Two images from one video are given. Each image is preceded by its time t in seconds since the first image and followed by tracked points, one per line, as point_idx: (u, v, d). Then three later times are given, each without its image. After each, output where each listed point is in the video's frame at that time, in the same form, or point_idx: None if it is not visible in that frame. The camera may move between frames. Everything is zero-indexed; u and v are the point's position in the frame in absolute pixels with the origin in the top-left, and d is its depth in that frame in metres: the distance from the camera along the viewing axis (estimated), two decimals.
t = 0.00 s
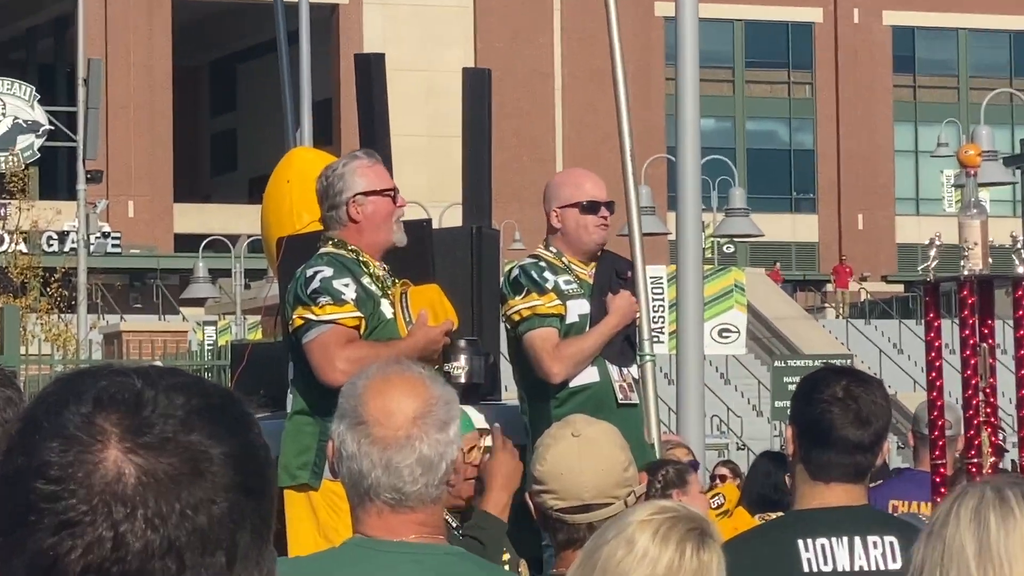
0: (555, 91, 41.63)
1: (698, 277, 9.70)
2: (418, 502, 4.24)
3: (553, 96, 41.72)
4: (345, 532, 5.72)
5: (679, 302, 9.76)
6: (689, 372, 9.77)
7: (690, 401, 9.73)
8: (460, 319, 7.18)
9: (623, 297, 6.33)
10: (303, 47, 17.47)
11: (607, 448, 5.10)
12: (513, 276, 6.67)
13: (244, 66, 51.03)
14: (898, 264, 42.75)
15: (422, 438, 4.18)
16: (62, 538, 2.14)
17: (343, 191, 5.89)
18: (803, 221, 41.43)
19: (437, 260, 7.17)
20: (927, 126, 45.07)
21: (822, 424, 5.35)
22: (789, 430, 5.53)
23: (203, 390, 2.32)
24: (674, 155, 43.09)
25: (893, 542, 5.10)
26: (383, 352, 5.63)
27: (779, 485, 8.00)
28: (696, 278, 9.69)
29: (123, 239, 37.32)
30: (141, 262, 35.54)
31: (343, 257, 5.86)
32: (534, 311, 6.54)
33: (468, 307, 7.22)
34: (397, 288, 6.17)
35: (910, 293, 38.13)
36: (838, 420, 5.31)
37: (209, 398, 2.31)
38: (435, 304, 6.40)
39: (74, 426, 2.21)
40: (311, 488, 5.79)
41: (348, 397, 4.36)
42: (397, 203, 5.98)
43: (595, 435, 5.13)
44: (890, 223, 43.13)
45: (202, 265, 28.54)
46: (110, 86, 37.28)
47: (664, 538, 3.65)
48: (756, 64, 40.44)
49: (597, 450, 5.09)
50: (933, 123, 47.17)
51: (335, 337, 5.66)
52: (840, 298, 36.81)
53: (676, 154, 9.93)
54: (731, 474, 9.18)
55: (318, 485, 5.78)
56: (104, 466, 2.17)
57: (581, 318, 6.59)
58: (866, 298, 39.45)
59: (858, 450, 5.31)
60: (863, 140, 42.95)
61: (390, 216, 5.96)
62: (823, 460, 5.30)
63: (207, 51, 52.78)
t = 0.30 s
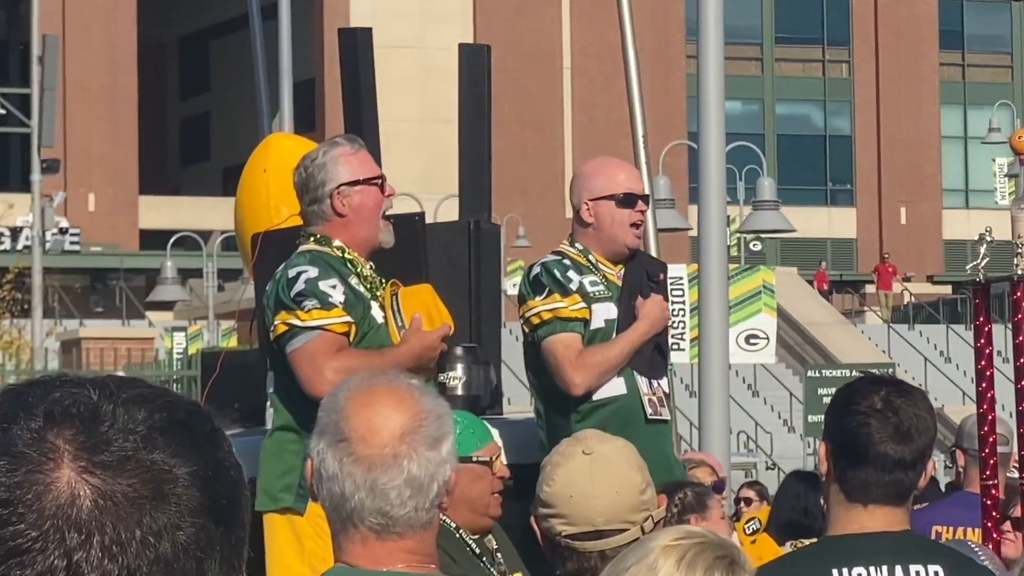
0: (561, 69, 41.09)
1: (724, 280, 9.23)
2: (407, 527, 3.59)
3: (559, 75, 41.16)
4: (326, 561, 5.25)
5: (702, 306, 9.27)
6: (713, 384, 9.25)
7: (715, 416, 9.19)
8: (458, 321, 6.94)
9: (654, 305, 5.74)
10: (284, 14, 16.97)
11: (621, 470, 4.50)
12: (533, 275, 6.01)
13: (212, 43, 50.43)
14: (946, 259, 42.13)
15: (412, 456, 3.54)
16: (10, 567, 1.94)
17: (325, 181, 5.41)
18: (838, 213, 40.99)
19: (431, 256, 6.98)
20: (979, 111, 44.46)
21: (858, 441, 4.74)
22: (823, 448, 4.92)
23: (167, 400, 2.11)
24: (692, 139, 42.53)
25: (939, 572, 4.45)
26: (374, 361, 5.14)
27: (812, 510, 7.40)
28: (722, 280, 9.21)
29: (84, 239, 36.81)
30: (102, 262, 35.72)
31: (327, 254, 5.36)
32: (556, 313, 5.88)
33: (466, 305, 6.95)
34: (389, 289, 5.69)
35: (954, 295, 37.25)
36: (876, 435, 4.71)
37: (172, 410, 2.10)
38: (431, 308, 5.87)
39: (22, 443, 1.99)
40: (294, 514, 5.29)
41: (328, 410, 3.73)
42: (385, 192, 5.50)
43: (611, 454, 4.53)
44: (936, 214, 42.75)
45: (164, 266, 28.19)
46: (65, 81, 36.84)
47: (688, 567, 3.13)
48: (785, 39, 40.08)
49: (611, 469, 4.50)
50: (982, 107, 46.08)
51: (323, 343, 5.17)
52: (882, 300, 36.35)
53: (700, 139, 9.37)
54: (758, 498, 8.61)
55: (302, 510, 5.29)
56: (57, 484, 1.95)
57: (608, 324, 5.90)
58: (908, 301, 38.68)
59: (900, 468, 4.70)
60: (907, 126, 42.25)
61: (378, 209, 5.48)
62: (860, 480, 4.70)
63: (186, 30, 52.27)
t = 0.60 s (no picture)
0: (560, 62, 40.94)
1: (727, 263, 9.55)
2: (395, 534, 3.46)
3: (559, 69, 41.03)
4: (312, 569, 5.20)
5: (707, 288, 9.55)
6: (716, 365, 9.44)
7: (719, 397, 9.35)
8: (451, 325, 6.80)
9: (685, 307, 5.62)
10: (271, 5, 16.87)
11: (619, 476, 4.35)
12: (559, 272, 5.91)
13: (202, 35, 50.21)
14: (954, 256, 41.89)
15: (398, 460, 3.39)
16: None
17: (326, 175, 5.27)
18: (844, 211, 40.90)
19: (425, 254, 6.86)
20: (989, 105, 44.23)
21: (860, 444, 4.57)
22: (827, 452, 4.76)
23: (145, 402, 1.93)
24: (693, 133, 42.35)
25: None
26: (366, 365, 5.03)
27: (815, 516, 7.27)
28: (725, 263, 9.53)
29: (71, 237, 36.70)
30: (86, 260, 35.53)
31: (316, 254, 5.23)
32: (573, 313, 5.80)
33: (461, 300, 6.80)
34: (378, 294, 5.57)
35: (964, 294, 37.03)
36: (881, 436, 4.53)
37: (150, 413, 1.93)
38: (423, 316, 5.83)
39: None
40: (277, 522, 5.22)
41: (312, 414, 3.57)
42: (382, 193, 5.37)
43: (609, 461, 4.38)
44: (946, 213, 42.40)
45: (148, 264, 28.23)
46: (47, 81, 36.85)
47: None
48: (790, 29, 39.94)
49: (609, 474, 4.35)
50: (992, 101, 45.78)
51: (312, 347, 5.06)
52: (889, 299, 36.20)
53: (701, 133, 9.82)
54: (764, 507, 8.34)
55: (290, 518, 5.21)
56: (29, 490, 1.79)
57: (633, 324, 5.80)
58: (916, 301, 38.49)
59: (906, 471, 4.52)
60: (914, 120, 42.01)
61: (373, 211, 5.35)
62: (865, 484, 4.54)
63: (177, 22, 52.06)
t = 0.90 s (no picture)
0: (552, 60, 40.95)
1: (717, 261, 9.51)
2: (382, 531, 3.44)
3: (550, 66, 41.04)
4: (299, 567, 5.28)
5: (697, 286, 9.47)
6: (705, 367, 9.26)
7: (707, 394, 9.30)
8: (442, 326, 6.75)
9: (676, 307, 5.83)
10: (263, 1, 16.90)
11: (612, 474, 4.35)
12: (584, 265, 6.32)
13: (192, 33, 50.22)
14: (947, 256, 42.04)
15: (386, 458, 3.38)
16: None
17: (334, 173, 5.26)
18: (836, 209, 40.90)
19: (417, 254, 6.84)
20: (981, 104, 44.45)
21: (853, 440, 4.57)
22: (819, 450, 4.75)
23: (133, 395, 1.89)
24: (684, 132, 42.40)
25: None
26: (353, 363, 5.04)
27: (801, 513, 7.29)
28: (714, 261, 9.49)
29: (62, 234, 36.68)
30: (77, 257, 35.50)
31: (311, 250, 5.22)
32: (582, 305, 6.24)
33: (455, 297, 6.80)
34: (373, 293, 5.56)
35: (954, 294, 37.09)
36: (874, 434, 4.53)
37: (138, 404, 1.88)
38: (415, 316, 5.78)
39: None
40: (261, 517, 5.26)
41: (300, 410, 3.56)
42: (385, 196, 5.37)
43: (602, 459, 4.38)
44: (938, 209, 42.47)
45: (138, 263, 28.24)
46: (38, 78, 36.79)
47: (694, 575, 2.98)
48: (783, 28, 39.91)
49: (600, 472, 4.36)
50: (985, 98, 45.79)
51: (305, 344, 5.05)
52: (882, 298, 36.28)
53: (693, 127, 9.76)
54: (760, 505, 8.17)
55: (278, 515, 5.27)
56: (18, 482, 1.75)
57: (630, 318, 6.16)
58: (907, 300, 38.57)
59: (899, 469, 4.52)
60: (906, 118, 42.07)
61: (374, 213, 5.34)
62: (857, 482, 4.54)
63: (166, 20, 52.05)
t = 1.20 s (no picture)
0: (540, 58, 40.98)
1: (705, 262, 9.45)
2: (370, 530, 3.44)
3: (538, 65, 41.04)
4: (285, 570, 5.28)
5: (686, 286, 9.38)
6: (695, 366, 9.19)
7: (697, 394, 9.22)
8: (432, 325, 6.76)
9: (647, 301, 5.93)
10: None
11: (604, 472, 4.34)
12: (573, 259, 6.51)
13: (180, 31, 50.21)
14: (934, 254, 42.19)
15: (374, 456, 3.38)
16: None
17: (314, 168, 5.30)
18: (823, 208, 40.98)
19: (408, 253, 6.84)
20: (969, 104, 44.66)
21: (843, 441, 4.57)
22: (808, 450, 4.75)
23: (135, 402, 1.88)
24: (672, 131, 42.45)
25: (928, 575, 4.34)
26: (336, 360, 5.06)
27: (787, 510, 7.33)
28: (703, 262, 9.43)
29: (49, 232, 36.60)
30: (65, 255, 35.44)
31: (294, 248, 5.25)
32: (569, 297, 6.45)
33: (444, 295, 6.79)
34: (360, 291, 5.54)
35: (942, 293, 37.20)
36: (861, 435, 4.54)
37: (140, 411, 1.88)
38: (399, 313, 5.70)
39: None
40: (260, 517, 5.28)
41: (288, 409, 3.56)
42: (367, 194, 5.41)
43: (594, 455, 4.38)
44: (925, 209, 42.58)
45: (127, 260, 28.20)
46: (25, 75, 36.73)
47: None
48: (771, 27, 39.98)
49: (590, 472, 4.33)
50: (973, 98, 45.92)
51: (281, 343, 5.08)
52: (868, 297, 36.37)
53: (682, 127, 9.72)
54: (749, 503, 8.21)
55: (264, 513, 5.27)
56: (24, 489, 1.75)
57: (608, 309, 6.32)
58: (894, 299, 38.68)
59: (887, 470, 4.53)
60: (894, 117, 42.18)
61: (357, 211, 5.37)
62: (846, 483, 4.54)
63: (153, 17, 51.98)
